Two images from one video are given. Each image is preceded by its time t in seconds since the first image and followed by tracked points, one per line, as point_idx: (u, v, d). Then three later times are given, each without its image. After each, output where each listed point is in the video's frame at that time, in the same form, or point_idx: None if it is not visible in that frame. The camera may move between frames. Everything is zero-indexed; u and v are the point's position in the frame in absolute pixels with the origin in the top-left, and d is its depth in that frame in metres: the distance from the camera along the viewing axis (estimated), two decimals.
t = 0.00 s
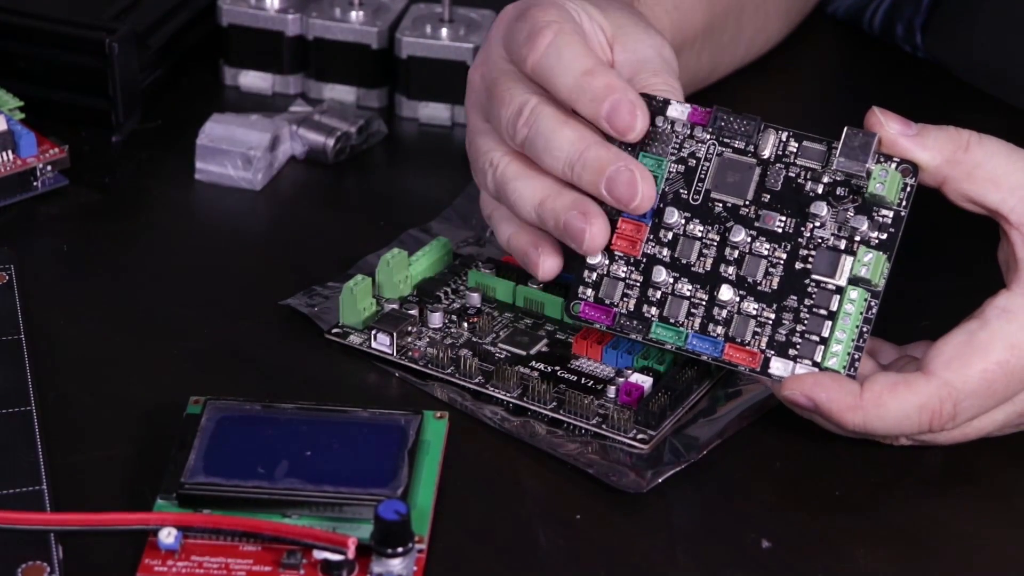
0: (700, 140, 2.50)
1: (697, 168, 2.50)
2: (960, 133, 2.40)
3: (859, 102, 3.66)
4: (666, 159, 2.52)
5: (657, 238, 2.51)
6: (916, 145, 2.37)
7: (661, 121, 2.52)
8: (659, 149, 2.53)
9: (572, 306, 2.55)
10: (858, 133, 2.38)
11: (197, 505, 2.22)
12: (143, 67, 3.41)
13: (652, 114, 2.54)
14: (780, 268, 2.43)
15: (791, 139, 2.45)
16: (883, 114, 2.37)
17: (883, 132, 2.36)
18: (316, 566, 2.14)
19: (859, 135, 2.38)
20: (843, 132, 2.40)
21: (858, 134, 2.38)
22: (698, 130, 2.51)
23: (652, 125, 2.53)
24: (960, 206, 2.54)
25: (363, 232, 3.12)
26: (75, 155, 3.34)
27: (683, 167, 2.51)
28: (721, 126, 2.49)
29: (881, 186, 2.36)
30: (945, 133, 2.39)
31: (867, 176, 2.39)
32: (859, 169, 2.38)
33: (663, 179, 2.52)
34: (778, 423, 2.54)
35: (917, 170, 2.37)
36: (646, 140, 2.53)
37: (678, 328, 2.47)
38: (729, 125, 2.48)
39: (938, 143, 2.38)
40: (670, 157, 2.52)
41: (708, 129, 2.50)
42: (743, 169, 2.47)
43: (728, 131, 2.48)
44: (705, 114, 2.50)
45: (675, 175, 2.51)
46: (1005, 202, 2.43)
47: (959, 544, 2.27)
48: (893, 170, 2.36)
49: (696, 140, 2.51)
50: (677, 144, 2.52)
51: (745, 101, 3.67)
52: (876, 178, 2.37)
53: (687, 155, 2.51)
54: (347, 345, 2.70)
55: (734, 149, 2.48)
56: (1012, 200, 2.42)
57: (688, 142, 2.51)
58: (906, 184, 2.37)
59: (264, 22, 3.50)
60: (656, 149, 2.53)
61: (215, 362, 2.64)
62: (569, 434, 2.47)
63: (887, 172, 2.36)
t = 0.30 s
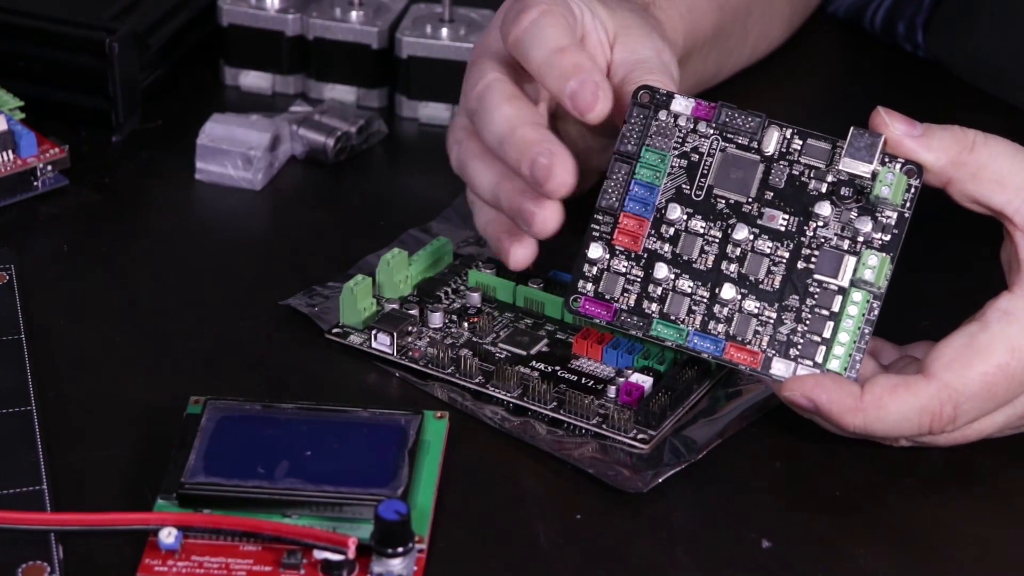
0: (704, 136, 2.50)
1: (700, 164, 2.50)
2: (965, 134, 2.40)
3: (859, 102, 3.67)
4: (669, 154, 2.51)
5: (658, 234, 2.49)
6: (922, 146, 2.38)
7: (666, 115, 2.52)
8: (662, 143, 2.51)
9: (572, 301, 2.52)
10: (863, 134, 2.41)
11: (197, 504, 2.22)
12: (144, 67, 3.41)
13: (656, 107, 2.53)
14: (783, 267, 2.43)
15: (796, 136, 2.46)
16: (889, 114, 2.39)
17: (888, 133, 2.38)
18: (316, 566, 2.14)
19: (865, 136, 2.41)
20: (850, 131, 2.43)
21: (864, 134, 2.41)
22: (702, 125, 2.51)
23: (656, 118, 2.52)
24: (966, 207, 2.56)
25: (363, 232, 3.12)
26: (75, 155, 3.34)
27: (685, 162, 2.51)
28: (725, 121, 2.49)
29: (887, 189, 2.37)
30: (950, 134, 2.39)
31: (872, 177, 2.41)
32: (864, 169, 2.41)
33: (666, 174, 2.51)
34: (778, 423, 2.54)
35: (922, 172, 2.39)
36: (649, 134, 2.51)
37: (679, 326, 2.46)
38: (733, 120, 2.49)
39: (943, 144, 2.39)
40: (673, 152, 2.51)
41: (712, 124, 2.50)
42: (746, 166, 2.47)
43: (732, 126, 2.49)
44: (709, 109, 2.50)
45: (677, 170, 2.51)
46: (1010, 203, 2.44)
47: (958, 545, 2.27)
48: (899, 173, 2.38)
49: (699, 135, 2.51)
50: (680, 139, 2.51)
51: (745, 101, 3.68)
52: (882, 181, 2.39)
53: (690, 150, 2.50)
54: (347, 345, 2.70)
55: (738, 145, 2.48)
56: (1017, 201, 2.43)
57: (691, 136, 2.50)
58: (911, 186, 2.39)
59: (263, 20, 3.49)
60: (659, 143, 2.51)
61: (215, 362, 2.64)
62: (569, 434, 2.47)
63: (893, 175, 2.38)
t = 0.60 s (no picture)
0: (704, 136, 2.51)
1: (700, 164, 2.50)
2: (966, 134, 2.40)
3: (859, 102, 3.66)
4: (670, 155, 2.51)
5: (659, 235, 2.49)
6: (922, 146, 2.38)
7: (666, 116, 2.52)
8: (663, 144, 2.52)
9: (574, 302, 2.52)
10: (864, 134, 2.42)
11: (197, 505, 2.22)
12: (144, 67, 3.41)
13: (657, 108, 2.54)
14: (784, 267, 2.43)
15: (796, 136, 2.46)
16: (888, 114, 2.39)
17: (888, 133, 2.39)
18: (316, 566, 2.14)
19: (866, 136, 2.42)
20: (851, 131, 2.43)
21: (865, 134, 2.42)
22: (703, 126, 2.51)
23: (656, 119, 2.53)
24: (968, 206, 2.57)
25: (363, 232, 3.12)
26: (75, 154, 3.34)
27: (686, 163, 2.51)
28: (726, 122, 2.49)
29: (888, 189, 2.37)
30: (950, 133, 2.39)
31: (873, 178, 2.41)
32: (865, 170, 2.41)
33: (667, 175, 2.51)
34: (777, 423, 2.54)
35: (923, 171, 2.39)
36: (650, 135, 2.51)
37: (681, 327, 2.46)
38: (734, 121, 2.49)
39: (944, 144, 2.39)
40: (674, 153, 2.51)
41: (712, 125, 2.50)
42: (747, 166, 2.47)
43: (732, 127, 2.49)
44: (709, 110, 2.51)
45: (678, 171, 2.51)
46: (1012, 201, 2.44)
47: (958, 544, 2.27)
48: (901, 174, 2.38)
49: (700, 135, 2.51)
50: (681, 139, 2.52)
51: (745, 101, 3.68)
52: (883, 181, 2.39)
53: (691, 150, 2.51)
54: (348, 345, 2.70)
55: (738, 146, 2.48)
56: (1018, 200, 2.44)
57: (692, 137, 2.51)
58: (912, 186, 2.39)
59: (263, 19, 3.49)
60: (660, 144, 2.52)
61: (215, 362, 2.64)
62: (569, 434, 2.47)
63: (895, 176, 2.38)
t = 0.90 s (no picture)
0: (706, 138, 2.51)
1: (702, 166, 2.50)
2: (969, 135, 2.40)
3: (859, 102, 3.66)
4: (672, 156, 2.51)
5: (661, 236, 2.49)
6: (924, 149, 2.38)
7: (668, 117, 2.52)
8: (664, 146, 2.52)
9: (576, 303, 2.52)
10: (866, 136, 2.41)
11: (197, 505, 2.22)
12: (144, 67, 3.41)
13: (658, 110, 2.54)
14: (786, 269, 2.43)
15: (798, 138, 2.46)
16: (891, 116, 2.38)
17: (891, 135, 2.38)
18: (316, 566, 2.14)
19: (867, 138, 2.41)
20: (853, 133, 2.42)
21: (866, 137, 2.41)
22: (705, 127, 2.51)
23: (658, 121, 2.53)
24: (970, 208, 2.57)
25: (363, 232, 3.12)
26: (75, 154, 3.34)
27: (688, 164, 2.51)
28: (728, 123, 2.49)
29: (888, 193, 2.38)
30: (953, 135, 2.39)
31: (874, 180, 2.40)
32: (866, 172, 2.40)
33: (669, 176, 2.51)
34: (777, 423, 2.54)
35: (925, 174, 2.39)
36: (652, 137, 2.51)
37: (681, 329, 2.46)
38: (736, 122, 2.49)
39: (946, 146, 2.38)
40: (675, 154, 2.51)
41: (714, 126, 2.50)
42: (749, 168, 2.47)
43: (734, 129, 2.49)
44: (711, 111, 2.51)
45: (680, 172, 2.51)
46: (1012, 205, 2.45)
47: (958, 545, 2.27)
48: (902, 177, 2.39)
49: (702, 137, 2.51)
50: (682, 141, 2.52)
51: (745, 101, 3.67)
52: (884, 184, 2.39)
53: (692, 152, 2.51)
54: (347, 345, 2.70)
55: (740, 147, 2.48)
56: (1021, 203, 2.44)
57: (694, 138, 2.51)
58: (914, 188, 2.39)
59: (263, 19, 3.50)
60: (662, 146, 2.52)
61: (215, 362, 2.64)
62: (569, 434, 2.48)
63: (896, 178, 2.39)
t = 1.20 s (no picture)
0: (711, 138, 2.48)
1: (707, 166, 2.48)
2: (974, 137, 2.41)
3: (860, 102, 3.67)
4: (676, 157, 2.50)
5: (664, 235, 2.50)
6: (928, 150, 2.38)
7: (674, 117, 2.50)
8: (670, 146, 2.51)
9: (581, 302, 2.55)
10: (869, 139, 2.36)
11: (197, 504, 2.22)
12: (144, 66, 3.41)
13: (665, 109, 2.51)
14: (789, 271, 2.42)
15: (803, 139, 2.42)
16: (894, 118, 2.37)
17: (894, 137, 2.37)
18: (316, 566, 2.14)
19: (870, 140, 2.36)
20: (857, 135, 2.38)
21: (870, 138, 2.37)
22: (710, 127, 2.49)
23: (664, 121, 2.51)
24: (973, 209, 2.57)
25: (363, 232, 3.12)
26: (75, 154, 3.34)
27: (693, 164, 2.50)
28: (733, 124, 2.47)
29: (891, 195, 2.36)
30: (957, 136, 2.39)
31: (877, 182, 2.37)
32: (870, 175, 2.36)
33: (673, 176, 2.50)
34: (778, 424, 2.54)
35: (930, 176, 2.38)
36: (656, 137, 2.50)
37: (684, 329, 2.48)
38: (742, 123, 2.47)
39: (950, 147, 2.39)
40: (680, 155, 2.50)
41: (719, 126, 2.48)
42: (754, 169, 2.45)
43: (739, 130, 2.46)
44: (716, 112, 2.49)
45: (684, 172, 2.50)
46: (1016, 207, 2.46)
47: (958, 545, 2.27)
48: (905, 179, 2.36)
49: (707, 137, 2.49)
50: (687, 141, 2.50)
51: (746, 100, 3.67)
52: (885, 187, 2.36)
53: (697, 152, 2.49)
54: (348, 345, 2.70)
55: (745, 148, 2.46)
56: None
57: (699, 139, 2.49)
58: (917, 190, 2.35)
59: (263, 19, 3.49)
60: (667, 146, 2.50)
61: (215, 363, 2.64)
62: (569, 434, 2.48)
63: (898, 181, 2.36)
